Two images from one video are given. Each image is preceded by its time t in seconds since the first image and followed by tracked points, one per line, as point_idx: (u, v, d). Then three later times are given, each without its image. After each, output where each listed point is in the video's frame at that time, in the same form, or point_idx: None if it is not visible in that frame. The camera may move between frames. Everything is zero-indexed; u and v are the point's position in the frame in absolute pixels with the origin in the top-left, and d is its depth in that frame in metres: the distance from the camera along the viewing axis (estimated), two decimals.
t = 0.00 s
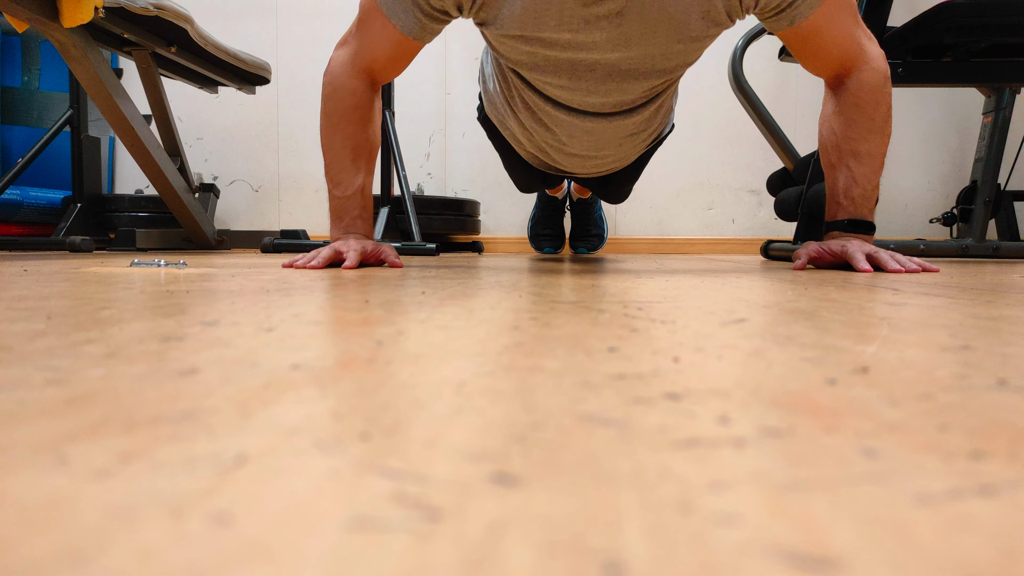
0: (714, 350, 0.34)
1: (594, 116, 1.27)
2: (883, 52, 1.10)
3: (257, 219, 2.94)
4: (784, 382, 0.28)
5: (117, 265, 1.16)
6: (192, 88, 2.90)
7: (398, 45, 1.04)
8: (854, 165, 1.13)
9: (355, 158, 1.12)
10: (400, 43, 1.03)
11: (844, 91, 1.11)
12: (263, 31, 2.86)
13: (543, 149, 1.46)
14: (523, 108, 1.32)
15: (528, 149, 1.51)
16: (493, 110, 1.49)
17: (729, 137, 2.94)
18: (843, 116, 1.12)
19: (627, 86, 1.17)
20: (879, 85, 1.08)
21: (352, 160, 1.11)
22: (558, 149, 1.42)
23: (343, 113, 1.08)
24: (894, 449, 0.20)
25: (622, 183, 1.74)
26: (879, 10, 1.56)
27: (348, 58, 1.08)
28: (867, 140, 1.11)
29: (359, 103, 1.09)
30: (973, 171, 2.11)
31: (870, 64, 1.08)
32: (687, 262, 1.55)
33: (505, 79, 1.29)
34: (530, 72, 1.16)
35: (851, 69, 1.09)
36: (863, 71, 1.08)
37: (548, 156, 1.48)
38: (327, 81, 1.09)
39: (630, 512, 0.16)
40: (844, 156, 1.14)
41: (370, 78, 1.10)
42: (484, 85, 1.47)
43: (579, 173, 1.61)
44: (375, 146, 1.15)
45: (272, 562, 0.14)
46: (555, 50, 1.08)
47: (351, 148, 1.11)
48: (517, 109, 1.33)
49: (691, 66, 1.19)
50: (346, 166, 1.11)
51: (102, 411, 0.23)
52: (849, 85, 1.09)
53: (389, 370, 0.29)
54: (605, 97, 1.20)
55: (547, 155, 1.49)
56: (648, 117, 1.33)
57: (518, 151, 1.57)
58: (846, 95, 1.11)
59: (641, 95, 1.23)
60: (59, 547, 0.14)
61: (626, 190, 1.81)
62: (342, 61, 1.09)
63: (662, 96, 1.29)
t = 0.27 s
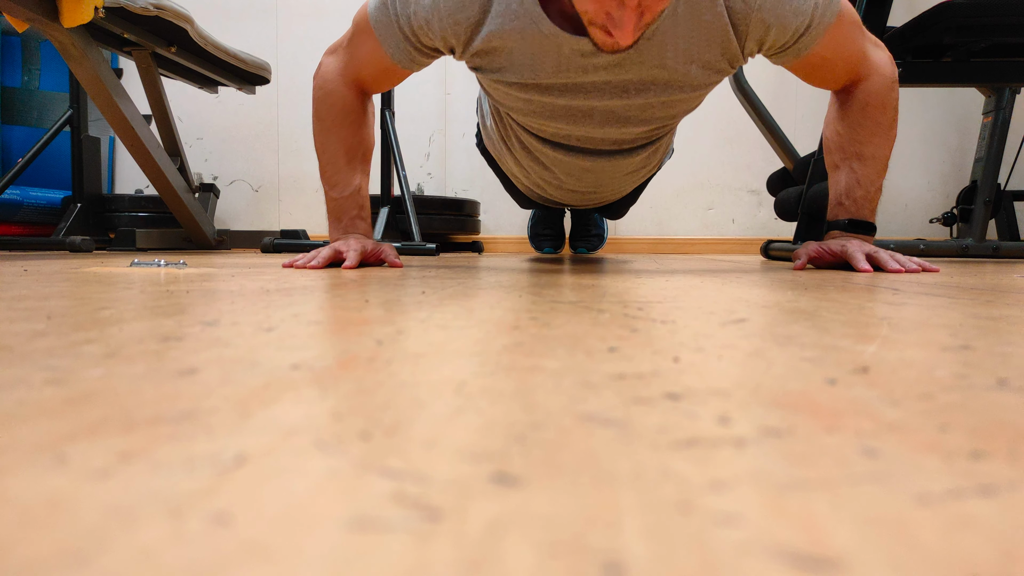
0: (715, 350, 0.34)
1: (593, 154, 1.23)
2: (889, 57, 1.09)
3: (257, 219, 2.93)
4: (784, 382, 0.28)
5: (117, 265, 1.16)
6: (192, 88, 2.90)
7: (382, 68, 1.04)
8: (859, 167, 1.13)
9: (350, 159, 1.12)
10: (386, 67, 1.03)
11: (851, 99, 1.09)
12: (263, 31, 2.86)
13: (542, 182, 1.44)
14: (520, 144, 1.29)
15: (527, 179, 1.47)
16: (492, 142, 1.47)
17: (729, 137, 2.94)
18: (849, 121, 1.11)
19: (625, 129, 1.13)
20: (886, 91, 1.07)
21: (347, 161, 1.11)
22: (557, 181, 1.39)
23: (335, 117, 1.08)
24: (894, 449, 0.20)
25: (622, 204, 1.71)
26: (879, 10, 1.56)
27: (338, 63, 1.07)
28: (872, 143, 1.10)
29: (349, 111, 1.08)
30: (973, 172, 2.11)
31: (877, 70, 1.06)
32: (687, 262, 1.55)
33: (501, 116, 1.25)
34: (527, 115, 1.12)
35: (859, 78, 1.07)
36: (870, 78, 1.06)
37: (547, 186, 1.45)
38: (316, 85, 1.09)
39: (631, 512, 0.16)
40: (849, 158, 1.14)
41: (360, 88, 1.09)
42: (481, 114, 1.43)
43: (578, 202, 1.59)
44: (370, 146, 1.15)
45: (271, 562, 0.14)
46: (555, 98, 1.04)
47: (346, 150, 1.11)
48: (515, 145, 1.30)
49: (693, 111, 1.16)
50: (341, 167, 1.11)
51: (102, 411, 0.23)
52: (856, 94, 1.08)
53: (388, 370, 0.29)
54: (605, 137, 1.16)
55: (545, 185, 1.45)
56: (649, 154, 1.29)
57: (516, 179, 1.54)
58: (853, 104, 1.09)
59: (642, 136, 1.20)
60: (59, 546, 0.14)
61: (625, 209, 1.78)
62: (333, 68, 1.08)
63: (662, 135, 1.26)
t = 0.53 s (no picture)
0: (715, 350, 0.34)
1: (588, 199, 1.22)
2: (891, 60, 1.08)
3: (257, 219, 2.93)
4: (784, 381, 0.28)
5: (117, 265, 1.16)
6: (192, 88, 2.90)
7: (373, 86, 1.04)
8: (861, 169, 1.12)
9: (346, 160, 1.12)
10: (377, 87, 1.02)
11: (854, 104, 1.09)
12: (263, 31, 2.86)
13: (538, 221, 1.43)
14: (515, 186, 1.28)
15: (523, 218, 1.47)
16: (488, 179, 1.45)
17: (729, 138, 2.94)
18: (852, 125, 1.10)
19: (621, 176, 1.13)
20: (889, 94, 1.06)
21: (343, 162, 1.11)
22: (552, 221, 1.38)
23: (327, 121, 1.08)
24: (895, 448, 0.20)
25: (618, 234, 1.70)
26: (879, 10, 1.56)
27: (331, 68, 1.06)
28: (874, 145, 1.09)
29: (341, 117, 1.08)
30: (973, 171, 2.11)
31: (881, 75, 1.05)
32: (687, 262, 1.55)
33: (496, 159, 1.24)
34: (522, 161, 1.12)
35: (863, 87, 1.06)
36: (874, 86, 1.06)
37: (543, 226, 1.44)
38: (309, 87, 1.08)
39: (630, 511, 0.16)
40: (851, 160, 1.13)
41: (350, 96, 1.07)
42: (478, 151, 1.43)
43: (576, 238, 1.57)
44: (366, 147, 1.15)
45: (272, 562, 0.13)
46: (551, 147, 1.03)
47: (341, 152, 1.10)
48: (510, 186, 1.29)
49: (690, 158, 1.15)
50: (337, 168, 1.11)
51: (101, 411, 0.23)
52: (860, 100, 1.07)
53: (388, 370, 0.29)
54: (601, 184, 1.16)
55: (541, 224, 1.44)
56: (646, 197, 1.29)
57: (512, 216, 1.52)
58: (855, 111, 1.09)
59: (640, 182, 1.19)
60: (57, 546, 0.14)
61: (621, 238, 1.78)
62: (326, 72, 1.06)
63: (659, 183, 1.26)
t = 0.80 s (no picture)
0: (715, 350, 0.34)
1: (588, 237, 1.23)
2: (891, 59, 1.07)
3: (257, 219, 2.93)
4: (784, 382, 0.28)
5: (117, 265, 1.16)
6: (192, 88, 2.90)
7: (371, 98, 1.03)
8: (862, 169, 1.12)
9: (344, 160, 1.11)
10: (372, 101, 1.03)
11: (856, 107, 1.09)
12: (264, 31, 2.86)
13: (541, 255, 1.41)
14: (514, 224, 1.28)
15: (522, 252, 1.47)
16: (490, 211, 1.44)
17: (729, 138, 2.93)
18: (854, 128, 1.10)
19: (621, 215, 1.13)
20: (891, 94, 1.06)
21: (341, 163, 1.11)
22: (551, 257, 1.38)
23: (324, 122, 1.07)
24: (895, 448, 0.20)
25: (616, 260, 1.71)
26: (879, 11, 1.56)
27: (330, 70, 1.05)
28: (875, 145, 1.09)
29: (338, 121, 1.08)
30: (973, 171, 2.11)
31: (883, 79, 1.05)
32: (687, 262, 1.55)
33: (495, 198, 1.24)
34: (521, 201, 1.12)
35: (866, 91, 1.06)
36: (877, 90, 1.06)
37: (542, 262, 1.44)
38: (307, 87, 1.07)
39: (630, 512, 0.16)
40: (852, 161, 1.13)
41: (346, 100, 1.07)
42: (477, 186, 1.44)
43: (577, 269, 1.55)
44: (364, 147, 1.15)
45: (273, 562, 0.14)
46: (553, 187, 1.03)
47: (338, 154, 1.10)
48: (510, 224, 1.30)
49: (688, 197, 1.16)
50: (335, 169, 1.11)
51: (102, 411, 0.23)
52: (863, 103, 1.07)
53: (389, 370, 0.29)
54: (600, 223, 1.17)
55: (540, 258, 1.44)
56: (645, 233, 1.29)
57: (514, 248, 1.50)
58: (858, 115, 1.08)
59: (640, 218, 1.19)
60: (59, 546, 0.14)
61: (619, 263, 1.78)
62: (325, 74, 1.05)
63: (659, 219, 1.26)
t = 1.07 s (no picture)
0: (715, 350, 0.34)
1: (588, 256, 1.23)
2: (894, 60, 1.06)
3: (257, 219, 2.93)
4: (784, 382, 0.28)
5: (117, 265, 1.16)
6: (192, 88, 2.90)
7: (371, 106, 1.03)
8: (863, 171, 1.12)
9: (344, 161, 1.11)
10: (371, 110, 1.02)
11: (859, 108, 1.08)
12: (264, 31, 2.86)
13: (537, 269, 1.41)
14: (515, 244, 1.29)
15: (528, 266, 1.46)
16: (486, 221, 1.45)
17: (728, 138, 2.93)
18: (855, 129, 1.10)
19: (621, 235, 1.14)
20: (893, 95, 1.05)
21: (341, 164, 1.11)
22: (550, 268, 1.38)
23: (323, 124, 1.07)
24: (894, 448, 0.20)
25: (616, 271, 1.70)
26: (879, 11, 1.55)
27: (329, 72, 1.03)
28: (876, 146, 1.09)
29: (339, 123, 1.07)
30: (973, 171, 2.11)
31: (885, 79, 1.05)
32: (687, 262, 1.55)
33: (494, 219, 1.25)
34: (521, 223, 1.13)
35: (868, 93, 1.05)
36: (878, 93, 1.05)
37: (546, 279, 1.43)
38: (307, 86, 1.06)
39: (630, 511, 0.16)
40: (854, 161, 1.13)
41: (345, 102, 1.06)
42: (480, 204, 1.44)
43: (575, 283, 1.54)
44: (364, 147, 1.15)
45: (273, 562, 0.14)
46: (551, 210, 1.04)
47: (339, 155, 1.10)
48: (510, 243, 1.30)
49: (689, 219, 1.17)
50: (335, 169, 1.11)
51: (102, 411, 0.23)
52: (867, 105, 1.06)
53: (389, 371, 0.29)
54: (600, 243, 1.17)
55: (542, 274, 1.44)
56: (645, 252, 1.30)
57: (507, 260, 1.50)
58: (860, 117, 1.08)
59: (641, 239, 1.19)
60: (61, 546, 0.14)
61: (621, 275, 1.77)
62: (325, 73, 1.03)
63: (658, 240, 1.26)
